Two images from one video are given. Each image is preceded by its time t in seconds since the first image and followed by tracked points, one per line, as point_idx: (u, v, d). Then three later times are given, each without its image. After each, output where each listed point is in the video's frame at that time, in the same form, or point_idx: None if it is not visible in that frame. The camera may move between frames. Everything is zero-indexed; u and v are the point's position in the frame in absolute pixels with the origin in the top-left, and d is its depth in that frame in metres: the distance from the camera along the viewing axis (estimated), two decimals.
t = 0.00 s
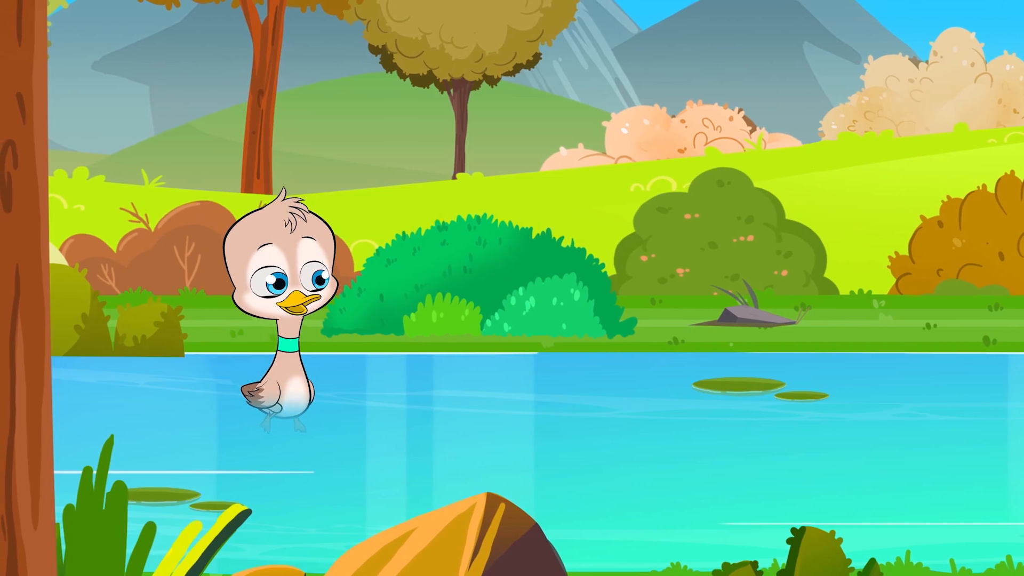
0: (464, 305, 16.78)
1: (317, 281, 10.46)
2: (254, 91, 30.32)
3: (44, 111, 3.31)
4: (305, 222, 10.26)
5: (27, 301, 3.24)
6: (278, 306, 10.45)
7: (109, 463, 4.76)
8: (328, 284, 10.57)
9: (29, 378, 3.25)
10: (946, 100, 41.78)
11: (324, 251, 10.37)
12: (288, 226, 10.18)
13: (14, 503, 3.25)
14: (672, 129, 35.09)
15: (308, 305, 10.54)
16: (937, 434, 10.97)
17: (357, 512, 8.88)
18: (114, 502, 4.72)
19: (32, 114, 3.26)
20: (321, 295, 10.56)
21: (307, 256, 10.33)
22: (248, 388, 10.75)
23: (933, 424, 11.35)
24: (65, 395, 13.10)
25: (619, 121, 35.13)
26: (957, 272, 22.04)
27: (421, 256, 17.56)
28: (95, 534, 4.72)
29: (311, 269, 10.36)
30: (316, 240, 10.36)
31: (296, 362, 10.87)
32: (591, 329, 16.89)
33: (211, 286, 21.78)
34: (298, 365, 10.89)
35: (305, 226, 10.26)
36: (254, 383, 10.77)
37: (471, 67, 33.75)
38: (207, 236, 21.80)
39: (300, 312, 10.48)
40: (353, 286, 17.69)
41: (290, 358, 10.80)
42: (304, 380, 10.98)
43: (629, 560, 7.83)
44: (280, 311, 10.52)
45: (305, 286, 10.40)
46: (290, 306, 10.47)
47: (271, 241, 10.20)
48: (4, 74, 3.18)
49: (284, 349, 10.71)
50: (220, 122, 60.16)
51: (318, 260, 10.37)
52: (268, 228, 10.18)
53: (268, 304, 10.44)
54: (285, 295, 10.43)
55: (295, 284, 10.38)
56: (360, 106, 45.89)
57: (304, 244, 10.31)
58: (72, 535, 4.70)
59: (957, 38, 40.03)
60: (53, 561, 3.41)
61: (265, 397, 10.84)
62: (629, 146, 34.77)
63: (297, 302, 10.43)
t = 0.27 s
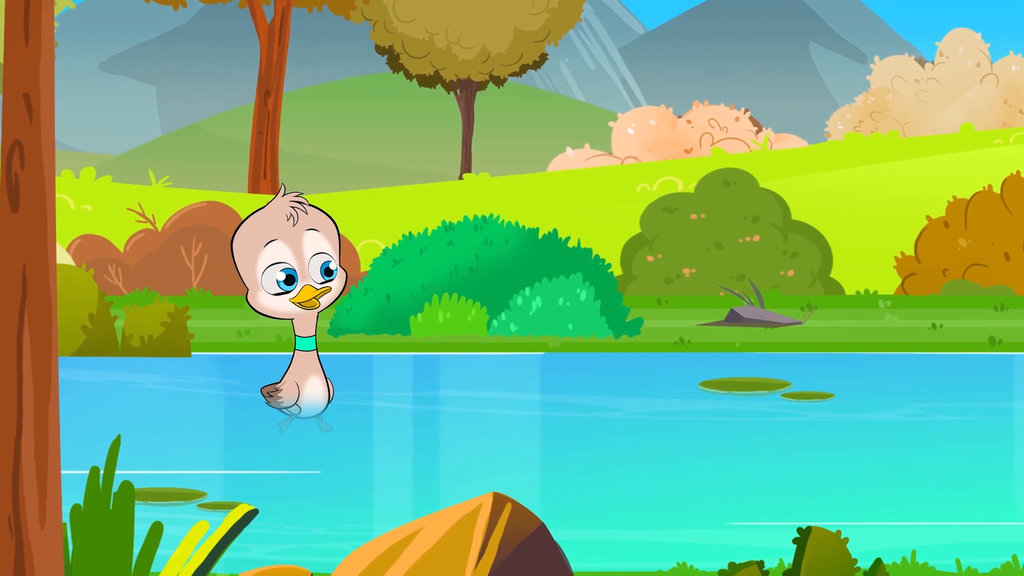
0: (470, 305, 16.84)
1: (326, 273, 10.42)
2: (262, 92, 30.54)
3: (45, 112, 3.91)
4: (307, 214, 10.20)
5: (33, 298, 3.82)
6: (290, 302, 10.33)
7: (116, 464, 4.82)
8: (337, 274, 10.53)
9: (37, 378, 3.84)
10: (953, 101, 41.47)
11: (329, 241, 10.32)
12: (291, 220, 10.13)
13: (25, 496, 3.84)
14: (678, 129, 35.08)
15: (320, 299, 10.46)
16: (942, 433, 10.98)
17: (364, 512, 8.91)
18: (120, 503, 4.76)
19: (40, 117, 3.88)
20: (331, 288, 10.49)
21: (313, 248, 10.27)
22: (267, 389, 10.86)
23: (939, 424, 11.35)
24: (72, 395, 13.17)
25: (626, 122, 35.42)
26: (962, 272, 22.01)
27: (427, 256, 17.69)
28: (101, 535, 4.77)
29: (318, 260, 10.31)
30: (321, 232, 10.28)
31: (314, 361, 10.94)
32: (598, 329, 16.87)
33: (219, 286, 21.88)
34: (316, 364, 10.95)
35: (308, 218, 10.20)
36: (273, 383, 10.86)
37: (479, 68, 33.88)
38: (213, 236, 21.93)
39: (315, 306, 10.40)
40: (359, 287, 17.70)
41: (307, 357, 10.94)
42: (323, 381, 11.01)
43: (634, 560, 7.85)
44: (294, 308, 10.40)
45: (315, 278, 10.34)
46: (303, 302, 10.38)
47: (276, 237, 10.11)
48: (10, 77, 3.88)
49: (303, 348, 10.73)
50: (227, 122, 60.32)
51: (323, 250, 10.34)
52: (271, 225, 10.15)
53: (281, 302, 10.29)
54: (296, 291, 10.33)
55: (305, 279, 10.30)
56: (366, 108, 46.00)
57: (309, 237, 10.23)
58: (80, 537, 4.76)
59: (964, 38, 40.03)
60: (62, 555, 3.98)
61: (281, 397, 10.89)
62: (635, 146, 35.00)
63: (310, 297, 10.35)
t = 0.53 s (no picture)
0: (481, 306, 16.76)
1: (370, 277, 10.31)
2: (272, 92, 30.65)
3: (57, 114, 4.15)
4: (356, 217, 10.09)
5: (44, 300, 4.07)
6: (331, 304, 10.28)
7: (127, 465, 4.89)
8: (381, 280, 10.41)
9: (47, 380, 4.08)
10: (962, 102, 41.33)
11: (376, 246, 10.19)
12: (341, 221, 10.04)
13: (36, 496, 4.12)
14: (689, 129, 35.05)
15: (362, 302, 10.39)
16: (952, 433, 10.99)
17: (375, 512, 8.98)
18: (132, 502, 4.83)
19: (50, 117, 4.11)
20: (374, 292, 10.39)
21: (359, 253, 10.16)
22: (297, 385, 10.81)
23: (949, 424, 11.36)
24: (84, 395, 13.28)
25: (636, 123, 35.28)
26: (972, 272, 21.97)
27: (438, 257, 17.88)
28: (113, 534, 4.85)
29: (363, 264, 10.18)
30: (368, 236, 10.15)
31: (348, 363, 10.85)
32: (608, 329, 16.93)
33: (231, 286, 22.03)
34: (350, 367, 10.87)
35: (357, 221, 10.09)
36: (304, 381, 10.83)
37: (489, 69, 33.86)
38: (225, 236, 22.14)
39: (356, 310, 10.37)
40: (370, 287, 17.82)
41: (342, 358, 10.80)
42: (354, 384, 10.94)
43: (644, 559, 7.89)
44: (334, 309, 10.35)
45: (358, 282, 10.25)
46: (344, 304, 10.33)
47: (323, 237, 10.02)
48: (24, 79, 4.12)
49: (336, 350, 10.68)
50: (237, 123, 60.61)
51: (369, 255, 10.21)
52: (319, 224, 10.02)
53: (322, 302, 10.24)
54: (338, 293, 10.28)
55: (348, 281, 10.22)
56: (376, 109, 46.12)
57: (356, 240, 10.12)
58: (91, 537, 4.84)
59: (973, 39, 39.80)
60: (72, 555, 4.26)
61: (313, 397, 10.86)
62: (646, 147, 34.79)
63: (352, 300, 10.31)
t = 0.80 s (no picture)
0: (495, 306, 16.78)
1: (389, 276, 10.44)
2: (287, 93, 30.83)
3: (72, 114, 4.12)
4: (376, 217, 10.19)
5: (60, 300, 4.04)
6: (350, 303, 10.40)
7: (142, 465, 4.96)
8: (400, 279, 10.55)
9: (62, 379, 4.06)
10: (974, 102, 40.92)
11: (396, 245, 10.34)
12: (359, 221, 10.13)
13: (51, 498, 4.09)
14: (702, 130, 35.05)
15: (381, 302, 10.50)
16: (965, 434, 11.00)
17: (389, 512, 9.05)
18: (147, 502, 4.91)
19: (65, 117, 4.09)
20: (392, 292, 10.53)
21: (378, 252, 10.29)
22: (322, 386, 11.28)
23: (961, 424, 11.37)
24: (100, 396, 13.42)
25: (649, 123, 35.26)
26: (984, 273, 21.90)
27: (451, 257, 18.02)
28: (128, 534, 4.93)
29: (382, 263, 10.32)
30: (387, 235, 10.29)
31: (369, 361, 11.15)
32: (621, 330, 16.99)
33: (245, 287, 22.17)
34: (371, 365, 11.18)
35: (376, 221, 10.19)
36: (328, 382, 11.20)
37: (502, 70, 33.93)
38: (239, 236, 22.29)
39: (374, 309, 10.44)
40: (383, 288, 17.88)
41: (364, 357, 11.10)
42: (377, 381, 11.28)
43: (657, 559, 7.94)
44: (353, 308, 10.47)
45: (377, 281, 10.37)
46: (363, 304, 10.43)
47: (343, 237, 10.13)
48: (40, 79, 4.11)
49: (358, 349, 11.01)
50: (251, 123, 60.95)
51: (388, 254, 10.34)
52: (339, 224, 10.15)
53: (342, 302, 10.36)
54: (358, 292, 10.39)
55: (368, 281, 10.35)
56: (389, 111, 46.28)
57: (375, 239, 10.24)
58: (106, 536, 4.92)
59: (983, 40, 39.67)
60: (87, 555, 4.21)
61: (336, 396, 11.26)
62: (659, 148, 34.70)
63: (370, 300, 10.40)
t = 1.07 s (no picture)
0: (508, 306, 16.83)
1: (406, 276, 10.47)
2: (300, 94, 30.93)
3: (86, 113, 4.09)
4: (385, 219, 10.32)
5: (74, 300, 4.02)
6: (370, 306, 10.41)
7: (156, 465, 5.02)
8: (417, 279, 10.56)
9: (77, 380, 4.03)
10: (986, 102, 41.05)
11: (409, 245, 10.42)
12: (370, 225, 10.25)
13: (66, 501, 4.07)
14: (714, 131, 35.00)
15: (401, 302, 10.48)
16: (977, 435, 11.01)
17: (402, 512, 9.13)
18: (160, 502, 5.01)
19: (79, 117, 4.06)
20: (411, 291, 10.52)
21: (393, 253, 10.37)
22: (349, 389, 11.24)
23: (974, 424, 11.38)
24: (116, 395, 13.56)
25: (662, 124, 35.39)
26: (995, 273, 21.81)
27: (464, 258, 18.09)
28: (142, 532, 5.02)
29: (397, 263, 10.39)
30: (399, 236, 10.39)
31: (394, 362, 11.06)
32: (633, 330, 17.05)
33: (257, 287, 22.26)
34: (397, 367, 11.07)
35: (386, 223, 10.32)
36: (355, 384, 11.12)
37: (515, 71, 34.00)
38: (252, 237, 22.42)
39: (395, 310, 10.45)
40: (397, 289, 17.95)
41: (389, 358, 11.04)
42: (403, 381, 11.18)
43: (671, 559, 7.99)
44: (374, 312, 10.47)
45: (394, 282, 10.39)
46: (383, 306, 10.44)
47: (356, 241, 10.22)
48: (54, 79, 4.07)
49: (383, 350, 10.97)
50: (265, 124, 61.28)
51: (402, 254, 10.42)
52: (350, 231, 10.25)
53: (362, 306, 10.39)
54: (376, 295, 10.39)
55: (385, 283, 10.36)
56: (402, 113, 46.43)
57: (388, 241, 10.33)
58: (120, 535, 5.02)
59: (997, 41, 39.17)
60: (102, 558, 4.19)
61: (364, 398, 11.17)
62: (671, 148, 34.94)
63: (390, 300, 10.40)
